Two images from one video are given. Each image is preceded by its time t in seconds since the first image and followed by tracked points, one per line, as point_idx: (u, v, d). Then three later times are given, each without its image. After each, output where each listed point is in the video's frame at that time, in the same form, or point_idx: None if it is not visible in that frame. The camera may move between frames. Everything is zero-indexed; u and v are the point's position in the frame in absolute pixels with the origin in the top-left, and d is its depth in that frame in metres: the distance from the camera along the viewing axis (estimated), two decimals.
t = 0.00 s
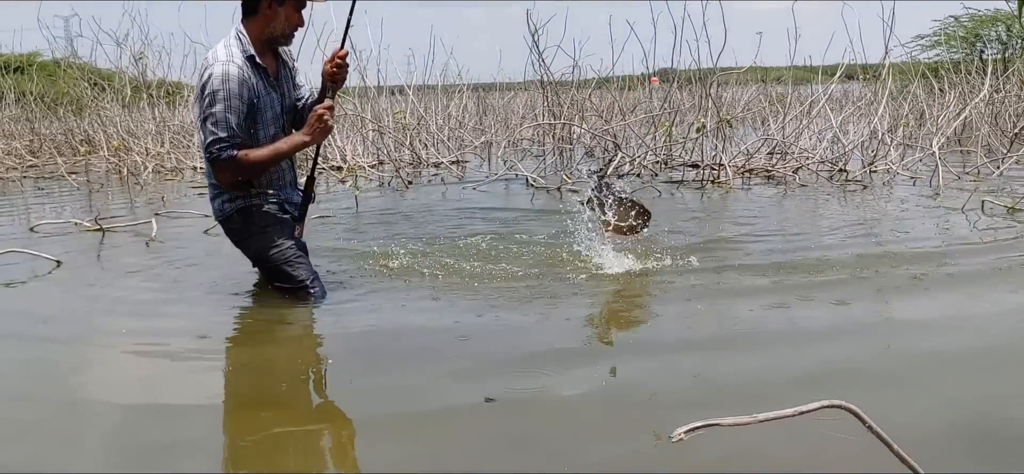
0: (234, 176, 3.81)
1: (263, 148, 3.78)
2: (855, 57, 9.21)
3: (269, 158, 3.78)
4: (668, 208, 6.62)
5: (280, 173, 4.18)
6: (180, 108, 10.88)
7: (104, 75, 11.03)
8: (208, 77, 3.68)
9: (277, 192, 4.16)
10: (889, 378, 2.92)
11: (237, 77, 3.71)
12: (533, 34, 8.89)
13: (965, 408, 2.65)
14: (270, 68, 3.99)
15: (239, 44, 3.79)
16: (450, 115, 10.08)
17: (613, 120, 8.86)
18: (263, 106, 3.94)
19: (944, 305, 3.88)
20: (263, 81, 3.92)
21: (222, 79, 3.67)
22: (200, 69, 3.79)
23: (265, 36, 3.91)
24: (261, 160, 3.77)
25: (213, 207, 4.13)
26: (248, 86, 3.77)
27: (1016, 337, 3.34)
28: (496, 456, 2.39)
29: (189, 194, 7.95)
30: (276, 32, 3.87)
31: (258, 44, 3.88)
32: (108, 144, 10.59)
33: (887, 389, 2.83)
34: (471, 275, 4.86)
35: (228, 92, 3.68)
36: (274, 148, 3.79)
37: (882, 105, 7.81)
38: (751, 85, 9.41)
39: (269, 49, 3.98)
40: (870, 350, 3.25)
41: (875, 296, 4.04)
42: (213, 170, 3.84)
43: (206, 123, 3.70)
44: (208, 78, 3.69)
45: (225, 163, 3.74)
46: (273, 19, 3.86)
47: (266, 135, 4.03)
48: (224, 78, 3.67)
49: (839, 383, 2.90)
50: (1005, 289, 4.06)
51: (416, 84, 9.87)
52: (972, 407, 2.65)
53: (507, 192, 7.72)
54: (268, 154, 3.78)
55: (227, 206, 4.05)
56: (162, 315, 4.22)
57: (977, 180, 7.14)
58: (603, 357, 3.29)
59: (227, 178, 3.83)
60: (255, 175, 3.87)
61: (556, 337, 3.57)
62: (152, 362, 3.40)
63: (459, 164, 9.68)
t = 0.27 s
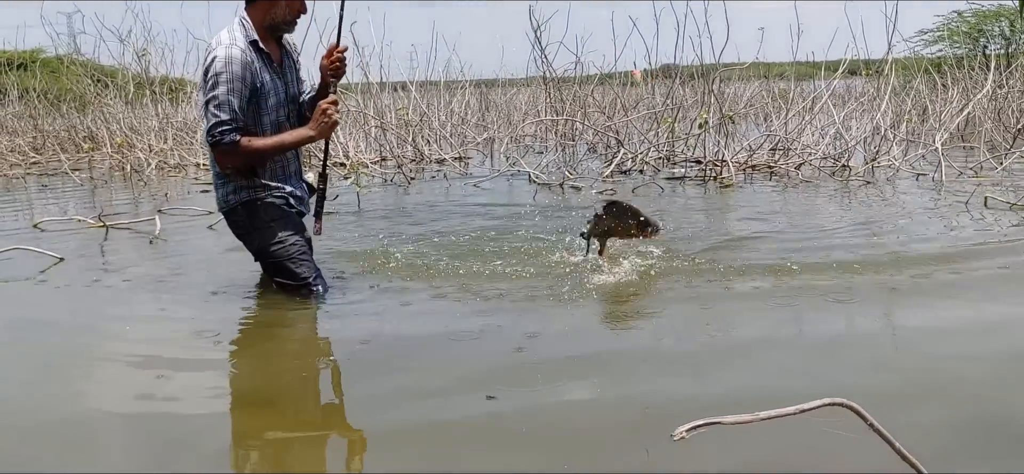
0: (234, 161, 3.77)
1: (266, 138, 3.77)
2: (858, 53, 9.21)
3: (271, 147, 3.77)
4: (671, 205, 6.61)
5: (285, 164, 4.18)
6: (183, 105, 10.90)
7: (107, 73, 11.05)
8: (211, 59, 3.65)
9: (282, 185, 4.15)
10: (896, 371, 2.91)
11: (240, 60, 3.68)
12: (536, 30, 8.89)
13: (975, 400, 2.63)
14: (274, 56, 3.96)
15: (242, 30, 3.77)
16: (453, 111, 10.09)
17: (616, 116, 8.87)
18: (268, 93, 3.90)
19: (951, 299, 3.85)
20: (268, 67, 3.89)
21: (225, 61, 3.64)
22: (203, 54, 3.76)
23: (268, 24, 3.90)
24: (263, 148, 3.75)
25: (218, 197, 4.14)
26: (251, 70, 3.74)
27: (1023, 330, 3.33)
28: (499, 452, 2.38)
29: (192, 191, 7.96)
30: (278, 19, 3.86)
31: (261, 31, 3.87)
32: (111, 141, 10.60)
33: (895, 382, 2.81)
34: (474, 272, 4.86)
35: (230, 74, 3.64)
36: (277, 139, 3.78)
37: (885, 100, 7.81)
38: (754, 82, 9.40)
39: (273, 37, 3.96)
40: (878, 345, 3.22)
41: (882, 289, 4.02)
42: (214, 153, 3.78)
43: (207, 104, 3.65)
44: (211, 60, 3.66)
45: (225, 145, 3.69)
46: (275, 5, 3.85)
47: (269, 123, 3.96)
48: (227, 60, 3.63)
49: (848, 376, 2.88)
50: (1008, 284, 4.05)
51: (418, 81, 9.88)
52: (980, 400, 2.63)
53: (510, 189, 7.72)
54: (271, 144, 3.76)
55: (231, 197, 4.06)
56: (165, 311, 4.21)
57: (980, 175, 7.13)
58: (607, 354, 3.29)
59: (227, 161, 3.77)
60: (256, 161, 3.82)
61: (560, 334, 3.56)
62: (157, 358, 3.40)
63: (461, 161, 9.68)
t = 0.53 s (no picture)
0: (245, 152, 3.75)
1: (276, 126, 3.76)
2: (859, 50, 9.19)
3: (281, 134, 3.75)
4: (672, 202, 6.61)
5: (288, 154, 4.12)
6: (184, 103, 10.90)
7: (108, 71, 11.05)
8: (212, 50, 3.64)
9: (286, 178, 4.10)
10: (896, 369, 2.91)
11: (240, 49, 3.68)
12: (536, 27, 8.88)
13: (974, 399, 2.64)
14: (273, 45, 3.94)
15: (240, 20, 3.76)
16: (453, 109, 10.08)
17: (617, 114, 8.86)
18: (271, 82, 3.89)
19: (952, 296, 3.84)
20: (269, 57, 3.88)
21: (226, 51, 3.63)
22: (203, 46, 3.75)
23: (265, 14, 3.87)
24: (273, 136, 3.74)
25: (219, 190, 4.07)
26: (252, 59, 3.74)
27: None
28: (500, 453, 2.38)
29: (192, 189, 7.95)
30: (274, 8, 3.83)
31: (258, 21, 3.84)
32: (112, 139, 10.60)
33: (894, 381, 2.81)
34: (474, 270, 4.86)
35: (232, 64, 3.64)
36: (287, 126, 3.76)
37: (886, 97, 7.79)
38: (755, 79, 9.39)
39: (271, 27, 3.94)
40: (877, 343, 3.22)
41: (882, 286, 4.02)
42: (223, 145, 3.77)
43: (213, 95, 3.64)
44: (212, 51, 3.66)
45: (235, 136, 3.68)
46: None
47: (274, 113, 3.94)
48: (228, 50, 3.63)
49: (847, 375, 2.88)
50: (1010, 281, 4.04)
51: (419, 79, 9.87)
52: (979, 399, 2.63)
53: (511, 187, 7.72)
54: (282, 131, 3.75)
55: (234, 191, 4.01)
56: (165, 310, 4.21)
57: (981, 172, 7.13)
58: (607, 352, 3.28)
59: (237, 152, 3.75)
60: (267, 151, 3.81)
61: (560, 332, 3.56)
62: (157, 356, 3.40)
63: (462, 158, 9.68)
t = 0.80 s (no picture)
0: (241, 149, 3.76)
1: (274, 126, 3.76)
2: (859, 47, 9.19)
3: (277, 133, 3.76)
4: (671, 200, 6.61)
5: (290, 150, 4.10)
6: (184, 101, 10.91)
7: (108, 69, 11.06)
8: (208, 46, 3.64)
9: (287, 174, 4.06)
10: (892, 369, 2.92)
11: (237, 46, 3.66)
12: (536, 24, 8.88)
13: (973, 399, 2.65)
14: (273, 42, 3.92)
15: (238, 16, 3.74)
16: (453, 106, 10.08)
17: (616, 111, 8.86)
18: (270, 79, 3.88)
19: (950, 294, 3.85)
20: (267, 53, 3.86)
21: (222, 48, 3.62)
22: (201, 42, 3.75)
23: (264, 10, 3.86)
24: (270, 134, 3.74)
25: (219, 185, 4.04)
26: (249, 55, 3.72)
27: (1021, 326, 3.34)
28: (500, 451, 2.40)
29: (192, 187, 7.96)
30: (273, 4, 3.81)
31: (257, 17, 3.83)
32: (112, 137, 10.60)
33: (893, 380, 2.82)
34: (473, 268, 4.87)
35: (228, 61, 3.63)
36: (285, 126, 3.77)
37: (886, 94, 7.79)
38: (755, 76, 9.39)
39: (271, 24, 3.92)
40: (876, 342, 3.23)
41: (880, 284, 4.03)
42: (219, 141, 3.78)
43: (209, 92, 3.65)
44: (209, 47, 3.65)
45: (230, 133, 3.69)
46: None
47: (273, 109, 3.93)
48: (224, 47, 3.62)
49: (845, 374, 2.90)
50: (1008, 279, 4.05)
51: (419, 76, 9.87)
52: (975, 398, 2.65)
53: (510, 184, 7.73)
54: (280, 130, 3.76)
55: (236, 188, 3.99)
56: (165, 308, 4.22)
57: (980, 170, 7.13)
58: (605, 351, 3.30)
59: (234, 148, 3.76)
60: (264, 149, 3.82)
61: (559, 331, 3.57)
62: (159, 354, 3.41)
63: (462, 155, 9.68)
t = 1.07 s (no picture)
0: (228, 147, 3.76)
1: (261, 128, 3.76)
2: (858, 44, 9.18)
3: (262, 137, 3.75)
4: (670, 198, 6.60)
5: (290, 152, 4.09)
6: (183, 100, 10.90)
7: (107, 67, 11.05)
8: (206, 44, 3.65)
9: (284, 175, 4.05)
10: (890, 373, 2.93)
11: (235, 45, 3.67)
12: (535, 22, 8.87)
13: (970, 405, 2.65)
14: (272, 42, 3.93)
15: (238, 16, 3.75)
16: (452, 104, 10.07)
17: (615, 109, 8.85)
18: (268, 81, 3.88)
19: (947, 295, 3.86)
20: (265, 55, 3.87)
21: (219, 45, 3.63)
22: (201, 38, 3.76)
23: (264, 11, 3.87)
24: (255, 137, 3.73)
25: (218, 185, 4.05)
26: (246, 55, 3.73)
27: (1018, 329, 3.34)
28: (499, 455, 2.40)
29: (190, 186, 7.95)
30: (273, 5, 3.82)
31: (257, 18, 3.83)
32: (110, 135, 10.59)
33: (891, 384, 2.83)
34: (471, 268, 4.87)
35: (224, 59, 3.63)
36: (273, 129, 3.76)
37: (884, 91, 7.79)
38: (754, 73, 9.38)
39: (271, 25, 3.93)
40: (874, 346, 3.24)
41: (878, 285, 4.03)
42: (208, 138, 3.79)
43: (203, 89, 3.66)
44: (206, 45, 3.66)
45: (217, 131, 3.70)
46: None
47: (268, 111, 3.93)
48: (221, 45, 3.63)
49: (843, 377, 2.90)
50: (1006, 280, 4.05)
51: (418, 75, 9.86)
52: (972, 403, 2.66)
53: (509, 183, 7.72)
54: (265, 134, 3.75)
55: (233, 188, 3.99)
56: (163, 308, 4.22)
57: (979, 167, 7.12)
58: (603, 352, 3.30)
59: (222, 146, 3.76)
60: (252, 149, 3.82)
61: (557, 333, 3.57)
62: (157, 356, 3.41)
63: (461, 154, 9.67)
